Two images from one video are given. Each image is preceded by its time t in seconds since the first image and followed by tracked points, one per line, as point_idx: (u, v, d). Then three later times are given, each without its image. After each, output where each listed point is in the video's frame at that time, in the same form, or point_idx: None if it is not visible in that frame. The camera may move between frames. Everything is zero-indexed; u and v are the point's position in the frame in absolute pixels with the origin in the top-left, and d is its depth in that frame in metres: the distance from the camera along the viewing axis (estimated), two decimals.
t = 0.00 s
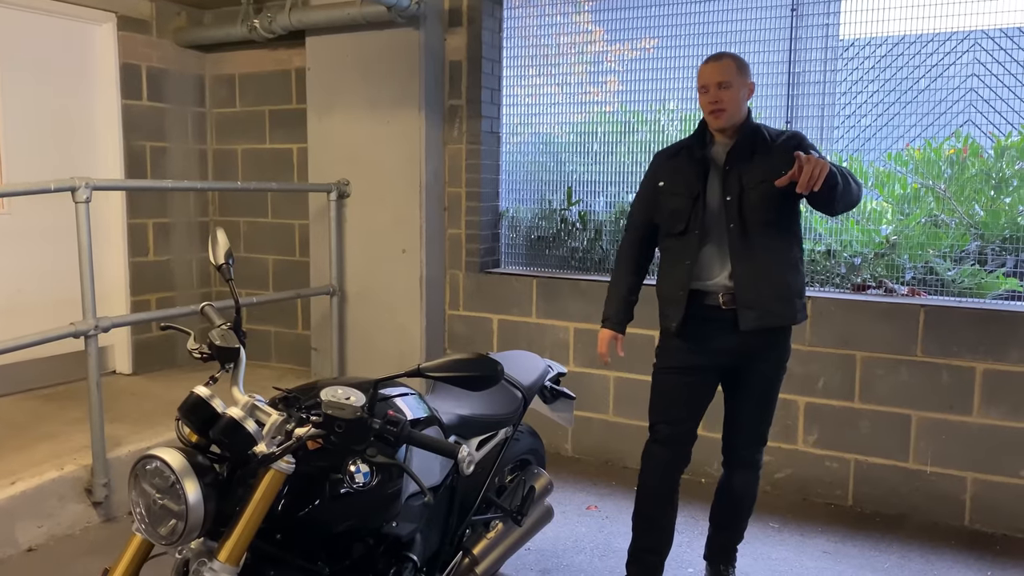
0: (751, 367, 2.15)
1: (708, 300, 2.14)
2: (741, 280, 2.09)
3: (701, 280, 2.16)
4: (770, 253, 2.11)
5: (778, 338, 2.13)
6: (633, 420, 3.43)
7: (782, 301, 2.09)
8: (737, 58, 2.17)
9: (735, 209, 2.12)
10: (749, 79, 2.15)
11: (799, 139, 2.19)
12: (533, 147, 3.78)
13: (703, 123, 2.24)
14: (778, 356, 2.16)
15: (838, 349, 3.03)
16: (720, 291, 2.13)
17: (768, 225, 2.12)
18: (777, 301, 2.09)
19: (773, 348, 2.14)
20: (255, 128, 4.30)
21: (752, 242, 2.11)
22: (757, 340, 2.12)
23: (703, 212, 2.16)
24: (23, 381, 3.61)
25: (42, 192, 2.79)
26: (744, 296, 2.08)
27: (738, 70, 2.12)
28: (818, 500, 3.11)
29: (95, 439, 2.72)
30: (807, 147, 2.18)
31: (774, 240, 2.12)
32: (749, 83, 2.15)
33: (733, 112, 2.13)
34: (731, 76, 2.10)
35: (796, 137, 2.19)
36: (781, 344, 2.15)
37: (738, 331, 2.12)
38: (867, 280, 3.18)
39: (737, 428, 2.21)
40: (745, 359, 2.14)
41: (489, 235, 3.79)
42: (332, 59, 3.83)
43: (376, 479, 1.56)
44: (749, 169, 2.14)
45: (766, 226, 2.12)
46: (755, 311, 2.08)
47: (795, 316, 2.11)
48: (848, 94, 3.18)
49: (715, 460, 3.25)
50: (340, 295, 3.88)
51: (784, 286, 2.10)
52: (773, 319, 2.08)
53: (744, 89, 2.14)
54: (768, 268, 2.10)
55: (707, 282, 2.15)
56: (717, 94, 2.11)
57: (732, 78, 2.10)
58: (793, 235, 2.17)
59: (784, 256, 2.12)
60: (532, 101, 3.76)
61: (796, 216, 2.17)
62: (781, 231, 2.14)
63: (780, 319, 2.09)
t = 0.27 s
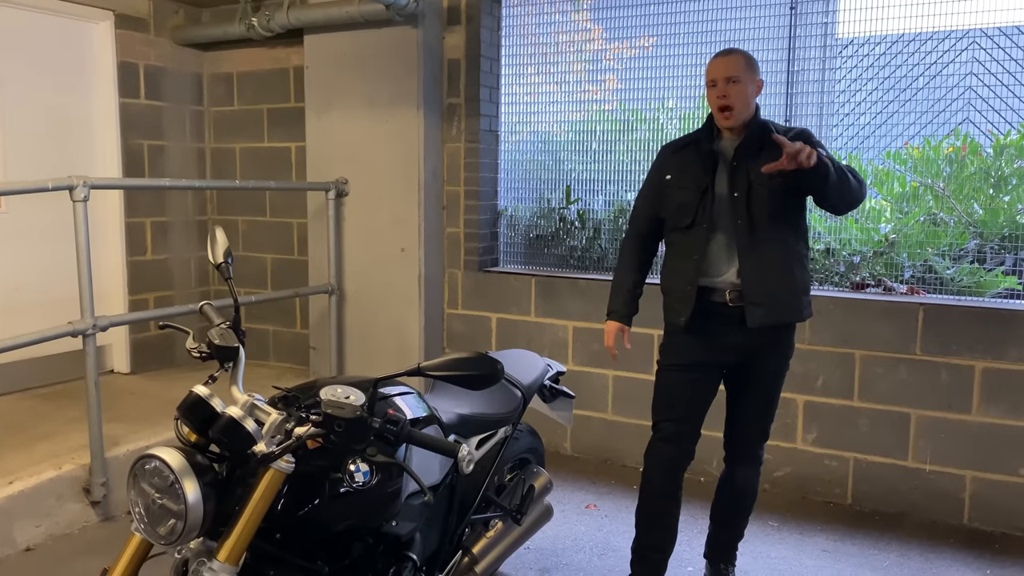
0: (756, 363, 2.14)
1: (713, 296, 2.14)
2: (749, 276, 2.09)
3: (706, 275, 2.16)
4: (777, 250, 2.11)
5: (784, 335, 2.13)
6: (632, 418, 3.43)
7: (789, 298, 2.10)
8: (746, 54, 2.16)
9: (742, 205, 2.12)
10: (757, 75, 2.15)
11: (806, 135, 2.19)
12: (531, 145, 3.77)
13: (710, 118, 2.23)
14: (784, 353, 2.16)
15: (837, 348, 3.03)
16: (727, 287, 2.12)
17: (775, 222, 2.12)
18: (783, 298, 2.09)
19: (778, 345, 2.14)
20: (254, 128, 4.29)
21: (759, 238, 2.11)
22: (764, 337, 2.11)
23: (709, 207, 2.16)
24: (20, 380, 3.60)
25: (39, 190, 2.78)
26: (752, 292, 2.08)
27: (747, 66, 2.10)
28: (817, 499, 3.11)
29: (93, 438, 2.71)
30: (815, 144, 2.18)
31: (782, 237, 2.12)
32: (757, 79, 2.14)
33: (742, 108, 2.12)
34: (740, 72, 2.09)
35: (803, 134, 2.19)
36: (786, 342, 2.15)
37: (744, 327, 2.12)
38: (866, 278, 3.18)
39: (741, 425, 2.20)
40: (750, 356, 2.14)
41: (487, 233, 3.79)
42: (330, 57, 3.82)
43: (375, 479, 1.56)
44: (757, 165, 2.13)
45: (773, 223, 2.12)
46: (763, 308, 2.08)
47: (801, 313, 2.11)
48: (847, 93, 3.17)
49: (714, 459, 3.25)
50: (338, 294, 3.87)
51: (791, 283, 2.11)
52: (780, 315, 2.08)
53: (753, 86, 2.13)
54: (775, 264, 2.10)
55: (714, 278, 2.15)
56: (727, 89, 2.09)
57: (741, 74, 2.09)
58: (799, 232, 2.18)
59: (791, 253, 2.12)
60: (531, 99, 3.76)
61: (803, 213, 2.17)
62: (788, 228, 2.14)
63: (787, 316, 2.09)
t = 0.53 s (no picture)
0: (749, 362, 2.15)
1: (707, 295, 2.15)
2: (741, 277, 2.08)
3: (700, 274, 2.17)
4: (771, 250, 2.10)
5: (778, 334, 2.13)
6: (630, 416, 3.43)
7: (782, 299, 2.09)
8: (737, 49, 2.14)
9: (734, 206, 2.11)
10: (749, 72, 2.13)
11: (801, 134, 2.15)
12: (529, 143, 3.77)
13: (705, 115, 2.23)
14: (779, 352, 2.16)
15: (835, 345, 3.03)
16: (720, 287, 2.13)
17: (768, 223, 2.10)
18: (777, 299, 2.08)
19: (773, 344, 2.13)
20: (252, 124, 4.29)
21: (751, 239, 2.10)
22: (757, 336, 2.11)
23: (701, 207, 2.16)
24: (18, 377, 3.60)
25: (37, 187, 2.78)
26: (743, 293, 2.08)
27: (738, 65, 2.09)
28: (814, 496, 3.12)
29: (92, 435, 2.71)
30: (810, 143, 2.15)
31: (775, 237, 2.10)
32: (749, 76, 2.13)
33: (733, 108, 2.12)
34: (731, 71, 2.08)
35: (799, 133, 2.16)
36: (782, 340, 2.14)
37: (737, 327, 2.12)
38: (863, 276, 3.18)
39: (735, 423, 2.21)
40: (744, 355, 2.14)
41: (486, 231, 3.79)
42: (328, 54, 3.82)
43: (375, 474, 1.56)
44: (748, 165, 2.12)
45: (766, 224, 2.10)
46: (756, 309, 2.07)
47: (797, 314, 2.10)
48: (845, 90, 3.17)
49: (711, 456, 3.26)
50: (337, 292, 3.87)
51: (784, 284, 2.09)
52: (773, 316, 2.07)
53: (745, 83, 2.12)
54: (768, 265, 2.09)
55: (707, 277, 2.16)
56: (717, 90, 2.09)
57: (731, 74, 2.08)
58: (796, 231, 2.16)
59: (786, 254, 2.11)
60: (529, 97, 3.76)
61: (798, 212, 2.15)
62: (782, 229, 2.12)
63: (780, 317, 2.08)
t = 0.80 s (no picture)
0: (738, 362, 2.13)
1: (694, 296, 2.15)
2: (724, 277, 2.07)
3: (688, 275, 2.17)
4: (755, 249, 2.07)
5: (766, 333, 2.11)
6: (628, 411, 3.44)
7: (768, 298, 2.06)
8: (712, 40, 2.12)
9: (715, 205, 2.10)
10: (726, 63, 2.11)
11: (781, 126, 2.12)
12: (528, 139, 3.78)
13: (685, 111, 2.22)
14: (768, 352, 2.14)
15: (833, 341, 3.04)
16: (705, 287, 2.12)
17: (751, 221, 2.08)
18: (762, 298, 2.06)
19: (762, 344, 2.11)
20: (251, 120, 4.29)
21: (734, 238, 2.08)
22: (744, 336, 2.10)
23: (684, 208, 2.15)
24: (18, 372, 3.61)
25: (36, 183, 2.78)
26: (728, 293, 2.06)
27: (712, 56, 2.07)
28: (812, 491, 3.13)
29: (91, 430, 2.72)
30: (790, 134, 2.11)
31: (759, 234, 2.08)
32: (725, 66, 2.11)
33: (711, 101, 2.10)
34: (705, 64, 2.07)
35: (778, 124, 2.12)
36: (771, 339, 2.12)
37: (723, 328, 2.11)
38: (861, 272, 3.19)
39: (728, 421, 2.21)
40: (734, 356, 2.13)
41: (484, 227, 3.80)
42: (327, 50, 3.81)
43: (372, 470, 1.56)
44: (727, 162, 2.10)
45: (748, 221, 2.08)
46: (743, 310, 2.05)
47: (784, 312, 2.08)
48: (843, 87, 3.18)
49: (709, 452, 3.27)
50: (335, 288, 3.88)
51: (769, 282, 2.07)
52: (759, 316, 2.05)
53: (721, 74, 2.10)
54: (752, 264, 2.07)
55: (694, 278, 2.15)
56: (692, 84, 2.08)
57: (706, 66, 2.06)
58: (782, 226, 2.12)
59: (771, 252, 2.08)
60: (528, 93, 3.76)
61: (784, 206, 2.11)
62: (766, 225, 2.09)
63: (766, 316, 2.06)
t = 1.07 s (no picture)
0: (735, 356, 2.08)
1: (686, 290, 2.13)
2: (712, 270, 2.04)
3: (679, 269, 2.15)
4: (741, 239, 2.04)
5: (761, 325, 2.06)
6: (627, 404, 3.45)
7: (758, 289, 2.02)
8: (686, 27, 2.05)
9: (698, 197, 2.06)
10: (701, 51, 2.05)
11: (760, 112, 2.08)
12: (528, 132, 3.78)
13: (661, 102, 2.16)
14: (768, 346, 2.07)
15: (831, 335, 3.05)
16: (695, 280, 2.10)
17: (735, 211, 2.04)
18: (751, 290, 2.01)
19: (758, 336, 2.06)
20: (250, 113, 4.28)
21: (720, 230, 2.04)
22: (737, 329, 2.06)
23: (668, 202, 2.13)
24: (18, 364, 3.61)
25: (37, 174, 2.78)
26: (716, 286, 2.03)
27: (686, 45, 2.01)
28: (810, 484, 3.14)
29: (92, 421, 2.73)
30: (772, 119, 2.07)
31: (745, 225, 2.04)
32: (700, 55, 2.05)
33: (687, 92, 2.05)
34: (680, 55, 2.01)
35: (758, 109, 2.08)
36: (767, 331, 2.07)
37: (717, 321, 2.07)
38: (860, 266, 3.20)
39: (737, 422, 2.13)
40: (733, 351, 2.08)
41: (484, 220, 3.80)
42: (327, 42, 3.81)
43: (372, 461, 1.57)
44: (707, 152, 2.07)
45: (732, 212, 2.04)
46: (732, 304, 2.01)
47: (776, 303, 2.03)
48: (843, 81, 3.18)
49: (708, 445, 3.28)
50: (335, 281, 3.88)
51: (758, 273, 2.02)
52: (750, 309, 2.01)
53: (697, 63, 2.04)
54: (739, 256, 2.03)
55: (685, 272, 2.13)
56: (668, 77, 2.02)
57: (680, 57, 2.00)
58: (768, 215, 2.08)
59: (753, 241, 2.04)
60: (527, 86, 3.76)
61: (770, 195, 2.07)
62: (751, 215, 2.05)
63: (758, 308, 2.01)
